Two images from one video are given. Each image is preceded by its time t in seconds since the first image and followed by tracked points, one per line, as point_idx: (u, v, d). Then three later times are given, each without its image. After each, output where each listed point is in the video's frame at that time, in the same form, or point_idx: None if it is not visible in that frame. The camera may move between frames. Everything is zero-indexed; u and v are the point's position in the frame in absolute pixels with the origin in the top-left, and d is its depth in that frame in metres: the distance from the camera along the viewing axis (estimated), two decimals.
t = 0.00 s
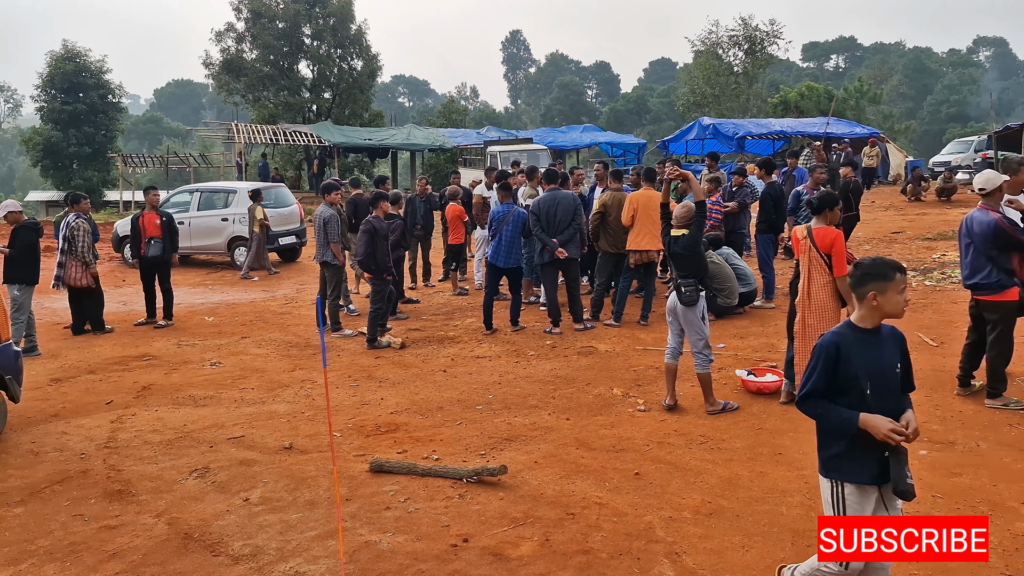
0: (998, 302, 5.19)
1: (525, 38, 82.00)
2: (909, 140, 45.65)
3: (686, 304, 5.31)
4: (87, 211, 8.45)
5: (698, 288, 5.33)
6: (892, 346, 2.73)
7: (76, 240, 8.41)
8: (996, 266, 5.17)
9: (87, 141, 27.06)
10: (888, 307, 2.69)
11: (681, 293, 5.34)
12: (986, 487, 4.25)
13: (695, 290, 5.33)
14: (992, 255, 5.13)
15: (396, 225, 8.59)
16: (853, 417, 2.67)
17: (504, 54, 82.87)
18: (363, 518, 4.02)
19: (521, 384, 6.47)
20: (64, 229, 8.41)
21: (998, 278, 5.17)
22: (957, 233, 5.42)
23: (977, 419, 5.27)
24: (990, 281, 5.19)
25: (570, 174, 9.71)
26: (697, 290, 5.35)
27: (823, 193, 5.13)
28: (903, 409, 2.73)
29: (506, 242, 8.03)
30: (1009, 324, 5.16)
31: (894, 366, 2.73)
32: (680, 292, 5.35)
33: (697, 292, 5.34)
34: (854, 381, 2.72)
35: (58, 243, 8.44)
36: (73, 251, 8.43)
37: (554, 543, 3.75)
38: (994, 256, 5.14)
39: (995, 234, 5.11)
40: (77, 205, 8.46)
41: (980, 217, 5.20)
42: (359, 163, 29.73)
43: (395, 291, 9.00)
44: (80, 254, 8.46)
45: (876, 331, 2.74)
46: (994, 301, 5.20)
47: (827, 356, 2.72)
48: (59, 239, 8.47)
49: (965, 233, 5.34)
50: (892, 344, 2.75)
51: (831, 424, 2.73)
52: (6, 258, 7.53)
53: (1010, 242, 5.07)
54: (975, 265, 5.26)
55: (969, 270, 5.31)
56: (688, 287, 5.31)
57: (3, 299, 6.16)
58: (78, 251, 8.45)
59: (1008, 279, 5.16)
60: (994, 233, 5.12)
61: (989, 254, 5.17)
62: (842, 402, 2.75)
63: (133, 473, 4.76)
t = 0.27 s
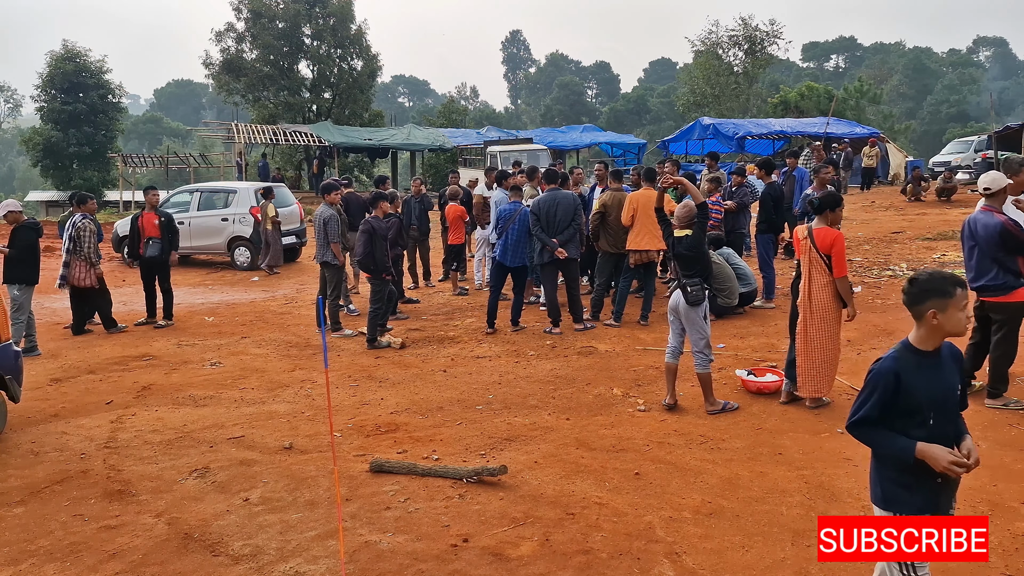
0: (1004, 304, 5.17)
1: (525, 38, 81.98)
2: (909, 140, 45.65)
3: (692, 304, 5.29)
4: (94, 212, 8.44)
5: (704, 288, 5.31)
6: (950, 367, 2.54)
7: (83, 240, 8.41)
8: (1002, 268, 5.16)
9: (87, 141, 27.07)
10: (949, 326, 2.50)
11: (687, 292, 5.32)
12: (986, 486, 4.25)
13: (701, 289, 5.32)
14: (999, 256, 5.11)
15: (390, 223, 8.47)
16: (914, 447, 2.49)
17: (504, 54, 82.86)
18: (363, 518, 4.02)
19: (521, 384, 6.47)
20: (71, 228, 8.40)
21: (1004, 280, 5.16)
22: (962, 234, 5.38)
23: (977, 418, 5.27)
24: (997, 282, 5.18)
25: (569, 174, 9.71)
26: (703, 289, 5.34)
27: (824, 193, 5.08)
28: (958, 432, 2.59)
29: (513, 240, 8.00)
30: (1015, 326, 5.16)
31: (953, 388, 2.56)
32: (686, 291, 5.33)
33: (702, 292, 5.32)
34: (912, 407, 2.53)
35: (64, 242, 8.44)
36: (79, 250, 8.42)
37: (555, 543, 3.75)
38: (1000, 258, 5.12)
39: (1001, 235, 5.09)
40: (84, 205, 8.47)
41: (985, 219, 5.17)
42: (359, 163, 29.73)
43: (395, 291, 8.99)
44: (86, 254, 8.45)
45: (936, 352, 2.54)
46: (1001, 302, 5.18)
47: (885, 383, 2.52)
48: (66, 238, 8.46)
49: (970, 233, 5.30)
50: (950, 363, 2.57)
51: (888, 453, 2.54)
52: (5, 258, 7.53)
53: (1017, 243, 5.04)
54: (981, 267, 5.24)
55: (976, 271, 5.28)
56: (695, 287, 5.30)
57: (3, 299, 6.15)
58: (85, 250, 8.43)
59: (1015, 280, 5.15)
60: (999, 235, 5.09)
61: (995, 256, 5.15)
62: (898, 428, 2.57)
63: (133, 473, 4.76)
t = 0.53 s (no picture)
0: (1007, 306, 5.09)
1: (525, 38, 82.03)
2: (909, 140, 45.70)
3: (698, 304, 5.30)
4: (107, 213, 8.42)
5: (710, 289, 5.33)
6: None
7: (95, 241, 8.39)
8: (1007, 269, 5.07)
9: (87, 141, 27.07)
10: None
11: (693, 293, 5.33)
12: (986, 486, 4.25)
13: (708, 289, 5.33)
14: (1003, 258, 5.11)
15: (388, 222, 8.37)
16: (1006, 488, 2.02)
17: (504, 54, 82.88)
18: (363, 518, 4.02)
19: (521, 384, 6.47)
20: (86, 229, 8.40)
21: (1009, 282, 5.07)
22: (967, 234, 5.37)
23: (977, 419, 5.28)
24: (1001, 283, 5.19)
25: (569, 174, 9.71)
26: (709, 289, 5.35)
27: (824, 193, 5.10)
28: None
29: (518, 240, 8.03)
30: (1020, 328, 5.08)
31: None
32: (692, 292, 5.34)
33: (708, 292, 5.33)
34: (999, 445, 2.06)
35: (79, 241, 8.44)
36: (91, 251, 8.41)
37: (554, 543, 3.75)
38: (1004, 259, 5.04)
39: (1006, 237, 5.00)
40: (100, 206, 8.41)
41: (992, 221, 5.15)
42: (359, 163, 29.74)
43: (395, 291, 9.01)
44: (96, 254, 8.43)
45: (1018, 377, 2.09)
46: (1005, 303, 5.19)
47: (968, 419, 2.04)
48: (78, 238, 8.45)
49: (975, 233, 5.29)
50: None
51: (972, 499, 2.07)
52: (5, 258, 7.52)
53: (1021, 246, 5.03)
54: (985, 268, 5.17)
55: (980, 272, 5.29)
56: (700, 287, 5.31)
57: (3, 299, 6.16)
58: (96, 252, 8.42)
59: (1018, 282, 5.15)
60: (1004, 236, 5.01)
61: (999, 257, 5.07)
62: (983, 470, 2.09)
63: (133, 473, 4.76)
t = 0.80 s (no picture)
0: (1010, 306, 5.17)
1: (525, 38, 82.02)
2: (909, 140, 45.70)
3: (700, 305, 5.29)
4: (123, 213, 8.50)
5: (713, 290, 5.32)
6: None
7: (111, 240, 8.50)
8: (1011, 269, 5.16)
9: (87, 141, 27.06)
10: None
11: (696, 294, 5.31)
12: (986, 486, 4.25)
13: (710, 290, 5.31)
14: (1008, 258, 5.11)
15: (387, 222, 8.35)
16: None
17: (504, 54, 82.86)
18: (363, 518, 4.02)
19: (521, 384, 6.47)
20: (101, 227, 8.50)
21: (1012, 282, 5.17)
22: (973, 234, 5.38)
23: (977, 419, 5.27)
24: (1005, 284, 5.19)
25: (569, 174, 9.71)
26: (712, 291, 5.34)
27: (820, 193, 5.14)
28: None
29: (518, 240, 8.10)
30: (1020, 329, 5.15)
31: None
32: (695, 293, 5.32)
33: (711, 294, 5.32)
34: None
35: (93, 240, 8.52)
36: (105, 250, 8.52)
37: (555, 543, 3.75)
38: (1010, 261, 5.12)
39: (1013, 239, 5.08)
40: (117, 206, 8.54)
41: (999, 220, 5.16)
42: (359, 163, 29.74)
43: (395, 291, 9.03)
44: (109, 252, 8.53)
45: None
46: (1008, 304, 5.19)
47: None
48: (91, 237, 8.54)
49: (981, 233, 5.30)
50: None
51: None
52: (5, 258, 7.52)
53: None
54: (990, 268, 5.25)
55: (984, 271, 5.29)
56: (703, 289, 5.29)
57: (3, 299, 6.15)
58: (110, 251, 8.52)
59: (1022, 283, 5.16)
60: (1010, 238, 5.09)
61: (1005, 258, 5.15)
62: None
63: (133, 473, 4.76)
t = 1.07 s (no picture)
0: (1010, 306, 5.19)
1: (525, 38, 82.02)
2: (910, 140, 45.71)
3: (702, 306, 5.29)
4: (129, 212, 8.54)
5: (715, 291, 5.31)
6: None
7: (116, 239, 8.55)
8: (1013, 269, 5.17)
9: (87, 141, 27.05)
10: None
11: (698, 294, 5.31)
12: (986, 487, 4.25)
13: (712, 291, 5.31)
14: (1010, 257, 5.13)
15: (387, 221, 8.35)
16: None
17: (504, 54, 82.86)
18: (363, 518, 4.02)
19: (521, 384, 6.47)
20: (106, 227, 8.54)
21: (1014, 282, 5.17)
22: (976, 233, 5.40)
23: (977, 419, 5.27)
24: (1006, 283, 5.19)
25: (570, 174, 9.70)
26: (714, 291, 5.32)
27: (816, 192, 5.15)
28: None
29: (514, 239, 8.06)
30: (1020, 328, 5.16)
31: None
32: (697, 293, 5.32)
33: (713, 294, 5.31)
34: None
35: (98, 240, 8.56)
36: (111, 250, 8.56)
37: (555, 543, 3.75)
38: (1012, 260, 5.13)
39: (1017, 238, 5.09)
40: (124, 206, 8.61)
41: (1003, 219, 5.19)
42: (359, 163, 29.74)
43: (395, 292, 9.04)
44: (114, 252, 8.57)
45: None
46: (1009, 303, 5.19)
47: None
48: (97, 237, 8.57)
49: (984, 232, 5.32)
50: None
51: None
52: (5, 258, 7.52)
53: None
54: (992, 267, 5.26)
55: (986, 270, 5.30)
56: (706, 289, 5.28)
57: (3, 299, 6.15)
58: (115, 250, 8.55)
59: None
60: (1014, 237, 5.10)
61: (1007, 257, 5.16)
62: None
63: (133, 473, 4.76)
